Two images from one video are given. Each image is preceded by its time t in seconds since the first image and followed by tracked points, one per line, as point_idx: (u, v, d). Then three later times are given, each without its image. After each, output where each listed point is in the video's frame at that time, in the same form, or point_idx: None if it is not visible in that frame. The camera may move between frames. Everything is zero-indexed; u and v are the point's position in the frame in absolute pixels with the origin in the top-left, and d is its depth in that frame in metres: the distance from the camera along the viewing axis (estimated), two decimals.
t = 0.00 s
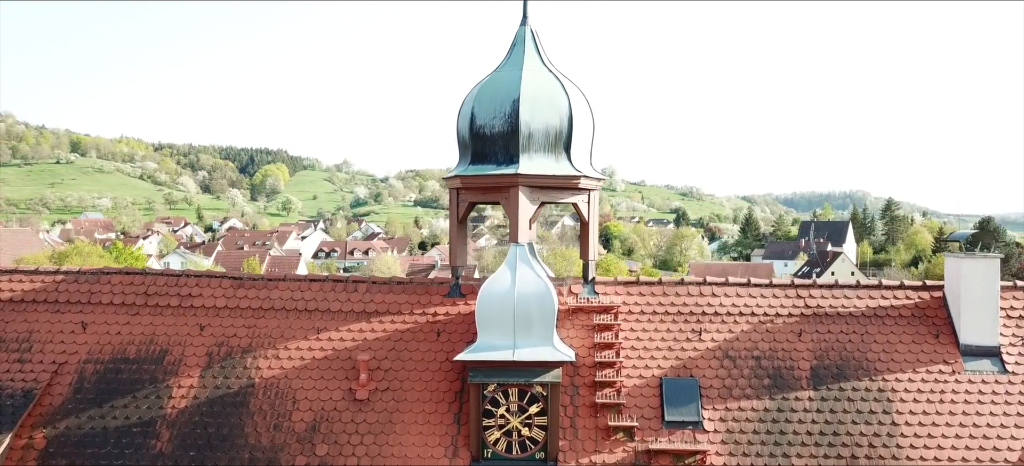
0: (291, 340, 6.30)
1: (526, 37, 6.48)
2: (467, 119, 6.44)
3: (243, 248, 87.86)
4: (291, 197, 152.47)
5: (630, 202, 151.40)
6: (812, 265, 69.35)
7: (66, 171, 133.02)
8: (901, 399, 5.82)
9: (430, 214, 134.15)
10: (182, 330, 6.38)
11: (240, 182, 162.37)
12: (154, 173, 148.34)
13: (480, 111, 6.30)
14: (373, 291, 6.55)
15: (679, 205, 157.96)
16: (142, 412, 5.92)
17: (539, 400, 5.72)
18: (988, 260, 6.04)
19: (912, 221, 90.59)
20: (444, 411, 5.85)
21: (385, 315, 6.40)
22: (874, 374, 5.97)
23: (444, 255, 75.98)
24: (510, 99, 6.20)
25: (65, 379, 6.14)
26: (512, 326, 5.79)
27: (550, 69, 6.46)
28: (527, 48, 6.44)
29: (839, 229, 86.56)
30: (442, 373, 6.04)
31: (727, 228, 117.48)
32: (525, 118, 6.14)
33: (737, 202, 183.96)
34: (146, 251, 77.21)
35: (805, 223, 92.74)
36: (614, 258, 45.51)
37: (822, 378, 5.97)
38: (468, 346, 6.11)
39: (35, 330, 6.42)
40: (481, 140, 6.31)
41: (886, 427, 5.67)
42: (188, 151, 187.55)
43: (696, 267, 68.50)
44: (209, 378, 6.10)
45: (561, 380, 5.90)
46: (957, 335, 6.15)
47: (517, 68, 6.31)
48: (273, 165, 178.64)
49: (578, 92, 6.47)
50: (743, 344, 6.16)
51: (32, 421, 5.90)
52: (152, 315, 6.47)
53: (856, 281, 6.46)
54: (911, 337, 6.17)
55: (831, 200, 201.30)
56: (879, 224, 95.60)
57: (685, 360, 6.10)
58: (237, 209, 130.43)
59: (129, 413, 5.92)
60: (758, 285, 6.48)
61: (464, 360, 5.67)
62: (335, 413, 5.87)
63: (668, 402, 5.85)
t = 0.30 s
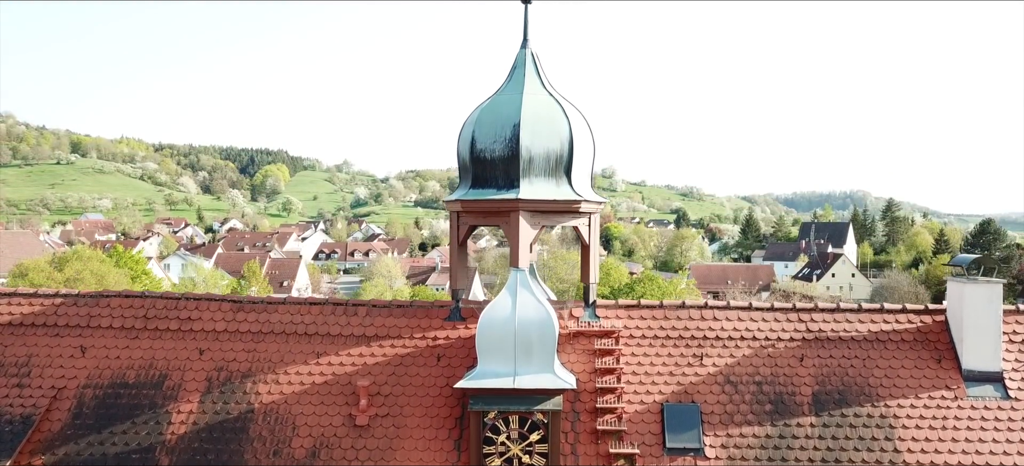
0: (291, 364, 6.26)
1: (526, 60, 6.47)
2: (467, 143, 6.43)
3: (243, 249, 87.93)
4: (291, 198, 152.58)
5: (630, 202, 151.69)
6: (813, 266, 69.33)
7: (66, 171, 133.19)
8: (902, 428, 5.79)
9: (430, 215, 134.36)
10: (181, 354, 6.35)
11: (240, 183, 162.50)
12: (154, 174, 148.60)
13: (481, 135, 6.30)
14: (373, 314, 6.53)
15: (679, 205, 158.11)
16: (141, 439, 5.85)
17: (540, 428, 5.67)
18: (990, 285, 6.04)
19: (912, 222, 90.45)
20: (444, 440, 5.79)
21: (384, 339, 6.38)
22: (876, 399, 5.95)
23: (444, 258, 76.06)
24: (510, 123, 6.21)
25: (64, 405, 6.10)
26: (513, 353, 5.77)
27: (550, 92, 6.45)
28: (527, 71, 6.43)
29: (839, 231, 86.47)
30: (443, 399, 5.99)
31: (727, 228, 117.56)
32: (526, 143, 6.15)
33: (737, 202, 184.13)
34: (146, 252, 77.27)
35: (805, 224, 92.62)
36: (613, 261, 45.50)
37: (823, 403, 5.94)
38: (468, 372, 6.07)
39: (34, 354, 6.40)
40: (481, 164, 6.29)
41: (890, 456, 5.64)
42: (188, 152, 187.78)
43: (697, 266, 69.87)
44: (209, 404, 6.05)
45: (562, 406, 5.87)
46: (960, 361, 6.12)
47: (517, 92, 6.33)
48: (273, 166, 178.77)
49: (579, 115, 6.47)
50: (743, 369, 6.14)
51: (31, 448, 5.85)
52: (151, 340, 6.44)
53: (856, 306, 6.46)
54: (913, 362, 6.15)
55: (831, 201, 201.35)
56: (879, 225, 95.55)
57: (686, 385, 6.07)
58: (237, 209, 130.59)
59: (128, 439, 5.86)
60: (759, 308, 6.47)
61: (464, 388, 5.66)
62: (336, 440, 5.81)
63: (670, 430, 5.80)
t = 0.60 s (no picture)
0: (289, 388, 6.24)
1: (525, 82, 6.47)
2: (464, 165, 6.41)
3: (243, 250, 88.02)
4: (291, 199, 152.73)
5: (630, 203, 151.60)
6: (813, 268, 69.31)
7: (67, 171, 133.47)
8: (903, 452, 5.77)
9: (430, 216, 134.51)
10: (178, 376, 6.33)
11: (241, 183, 162.74)
12: (154, 174, 148.82)
13: (479, 159, 6.27)
14: (371, 337, 6.50)
15: (679, 205, 157.98)
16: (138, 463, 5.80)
17: (537, 454, 5.66)
18: (990, 308, 6.01)
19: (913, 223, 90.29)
20: (442, 462, 5.75)
21: (383, 362, 6.36)
22: (875, 424, 5.92)
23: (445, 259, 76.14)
24: (509, 145, 6.19)
25: (62, 428, 6.07)
26: (511, 378, 5.75)
27: (549, 113, 6.44)
28: (526, 92, 6.43)
29: (840, 232, 86.21)
30: (440, 424, 5.95)
31: (727, 229, 117.68)
32: (525, 166, 6.13)
33: (737, 202, 184.26)
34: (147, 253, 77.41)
35: (806, 225, 92.28)
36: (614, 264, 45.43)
37: (823, 427, 5.91)
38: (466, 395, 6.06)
39: (32, 377, 6.39)
40: (480, 187, 6.27)
41: None
42: (189, 152, 188.17)
43: (697, 266, 70.10)
44: (206, 427, 6.01)
45: (560, 430, 5.83)
46: (960, 385, 6.10)
47: (516, 113, 6.31)
48: (274, 166, 179.03)
49: (579, 136, 6.47)
50: (743, 392, 6.12)
51: None
52: (149, 362, 6.42)
53: (857, 328, 6.43)
54: (913, 385, 6.13)
55: (831, 202, 201.45)
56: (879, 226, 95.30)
57: (686, 409, 6.04)
58: (238, 209, 130.77)
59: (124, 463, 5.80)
60: (760, 331, 6.45)
61: (462, 414, 5.63)
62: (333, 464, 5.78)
63: (669, 454, 5.77)
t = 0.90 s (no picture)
0: (287, 411, 6.21)
1: (523, 104, 6.51)
2: (462, 187, 6.44)
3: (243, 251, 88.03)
4: (292, 199, 152.81)
5: (630, 203, 151.50)
6: (813, 269, 69.20)
7: (67, 171, 133.57)
8: None
9: (431, 216, 134.57)
10: (176, 399, 6.30)
11: (241, 183, 162.83)
12: (154, 174, 148.90)
13: (478, 181, 6.28)
14: (369, 359, 6.49)
15: (680, 205, 157.95)
16: None
17: None
18: (990, 333, 5.98)
19: (913, 224, 90.21)
20: None
21: (381, 385, 6.35)
22: (874, 448, 5.89)
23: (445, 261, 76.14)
24: (507, 169, 6.19)
25: (59, 451, 6.05)
26: (510, 404, 5.73)
27: (548, 136, 6.45)
28: (524, 114, 6.45)
29: (840, 233, 86.03)
30: (438, 448, 5.93)
31: (727, 229, 117.76)
32: (523, 189, 6.12)
33: (737, 202, 184.41)
34: (147, 254, 77.46)
35: (806, 226, 92.13)
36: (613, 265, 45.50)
37: (822, 452, 5.88)
38: (463, 419, 6.04)
39: (29, 399, 6.37)
40: (478, 209, 6.27)
41: None
42: (189, 152, 188.38)
43: (696, 268, 69.92)
44: (204, 450, 5.99)
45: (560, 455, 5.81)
46: (959, 409, 6.08)
47: (514, 136, 6.34)
48: (274, 166, 179.09)
49: (578, 158, 6.50)
50: (741, 415, 6.09)
51: None
52: (146, 385, 6.40)
53: (856, 350, 6.42)
54: (913, 409, 6.10)
55: (832, 202, 201.53)
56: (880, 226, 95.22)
57: (684, 433, 6.02)
58: (238, 209, 130.86)
59: None
60: (759, 353, 6.45)
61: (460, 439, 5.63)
62: None
63: None
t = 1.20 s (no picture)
0: (285, 433, 6.20)
1: (522, 125, 6.51)
2: (460, 208, 6.44)
3: (244, 251, 88.06)
4: (292, 199, 152.86)
5: (630, 204, 151.64)
6: (813, 270, 69.03)
7: (67, 172, 133.76)
8: None
9: (431, 216, 134.61)
10: (174, 422, 6.28)
11: (242, 183, 162.95)
12: (155, 174, 149.09)
13: (476, 202, 6.28)
14: (367, 380, 6.49)
15: (680, 206, 157.95)
16: None
17: None
18: (989, 356, 5.98)
19: (913, 224, 90.17)
20: None
21: (379, 407, 6.33)
22: None
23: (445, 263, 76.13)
24: (506, 191, 6.18)
25: None
26: (507, 428, 5.73)
27: (545, 155, 6.46)
28: (523, 135, 6.46)
29: (841, 233, 85.90)
30: None
31: (728, 229, 117.78)
32: (521, 211, 6.11)
33: (738, 202, 184.44)
34: (148, 255, 77.52)
35: (807, 227, 92.00)
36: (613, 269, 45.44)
37: None
38: (462, 441, 6.03)
39: (27, 421, 6.35)
40: (476, 231, 6.27)
41: None
42: (189, 152, 188.71)
43: (696, 269, 69.81)
44: None
45: None
46: (959, 432, 6.06)
47: (513, 157, 6.35)
48: (274, 166, 179.22)
49: (576, 178, 6.53)
50: (741, 439, 6.07)
51: None
52: (143, 407, 6.39)
53: (856, 372, 6.42)
54: (912, 431, 6.09)
55: (832, 202, 201.48)
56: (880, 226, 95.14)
57: (682, 456, 6.01)
58: (239, 209, 131.00)
59: None
60: (757, 373, 6.45)
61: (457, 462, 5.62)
62: None
63: None
